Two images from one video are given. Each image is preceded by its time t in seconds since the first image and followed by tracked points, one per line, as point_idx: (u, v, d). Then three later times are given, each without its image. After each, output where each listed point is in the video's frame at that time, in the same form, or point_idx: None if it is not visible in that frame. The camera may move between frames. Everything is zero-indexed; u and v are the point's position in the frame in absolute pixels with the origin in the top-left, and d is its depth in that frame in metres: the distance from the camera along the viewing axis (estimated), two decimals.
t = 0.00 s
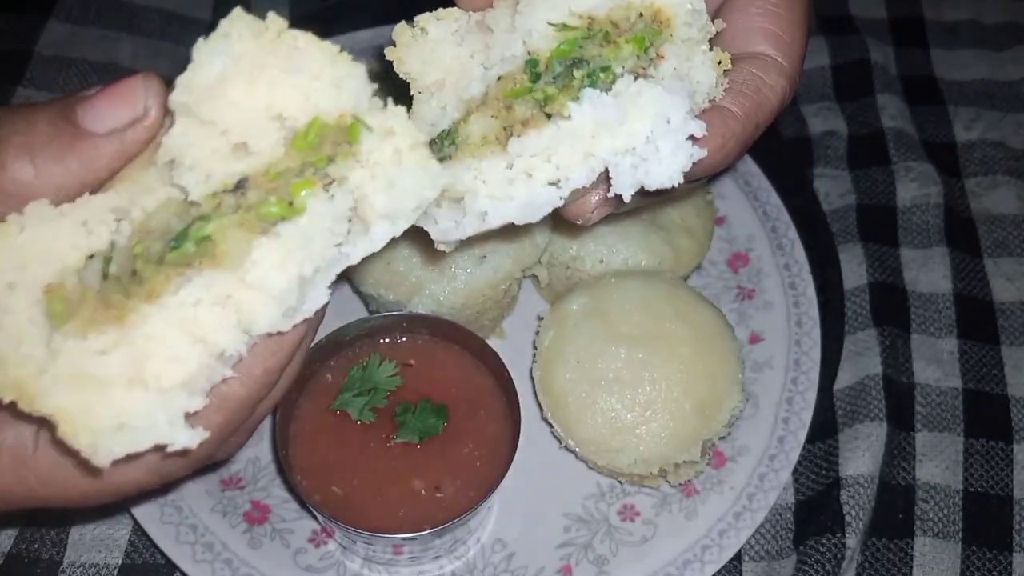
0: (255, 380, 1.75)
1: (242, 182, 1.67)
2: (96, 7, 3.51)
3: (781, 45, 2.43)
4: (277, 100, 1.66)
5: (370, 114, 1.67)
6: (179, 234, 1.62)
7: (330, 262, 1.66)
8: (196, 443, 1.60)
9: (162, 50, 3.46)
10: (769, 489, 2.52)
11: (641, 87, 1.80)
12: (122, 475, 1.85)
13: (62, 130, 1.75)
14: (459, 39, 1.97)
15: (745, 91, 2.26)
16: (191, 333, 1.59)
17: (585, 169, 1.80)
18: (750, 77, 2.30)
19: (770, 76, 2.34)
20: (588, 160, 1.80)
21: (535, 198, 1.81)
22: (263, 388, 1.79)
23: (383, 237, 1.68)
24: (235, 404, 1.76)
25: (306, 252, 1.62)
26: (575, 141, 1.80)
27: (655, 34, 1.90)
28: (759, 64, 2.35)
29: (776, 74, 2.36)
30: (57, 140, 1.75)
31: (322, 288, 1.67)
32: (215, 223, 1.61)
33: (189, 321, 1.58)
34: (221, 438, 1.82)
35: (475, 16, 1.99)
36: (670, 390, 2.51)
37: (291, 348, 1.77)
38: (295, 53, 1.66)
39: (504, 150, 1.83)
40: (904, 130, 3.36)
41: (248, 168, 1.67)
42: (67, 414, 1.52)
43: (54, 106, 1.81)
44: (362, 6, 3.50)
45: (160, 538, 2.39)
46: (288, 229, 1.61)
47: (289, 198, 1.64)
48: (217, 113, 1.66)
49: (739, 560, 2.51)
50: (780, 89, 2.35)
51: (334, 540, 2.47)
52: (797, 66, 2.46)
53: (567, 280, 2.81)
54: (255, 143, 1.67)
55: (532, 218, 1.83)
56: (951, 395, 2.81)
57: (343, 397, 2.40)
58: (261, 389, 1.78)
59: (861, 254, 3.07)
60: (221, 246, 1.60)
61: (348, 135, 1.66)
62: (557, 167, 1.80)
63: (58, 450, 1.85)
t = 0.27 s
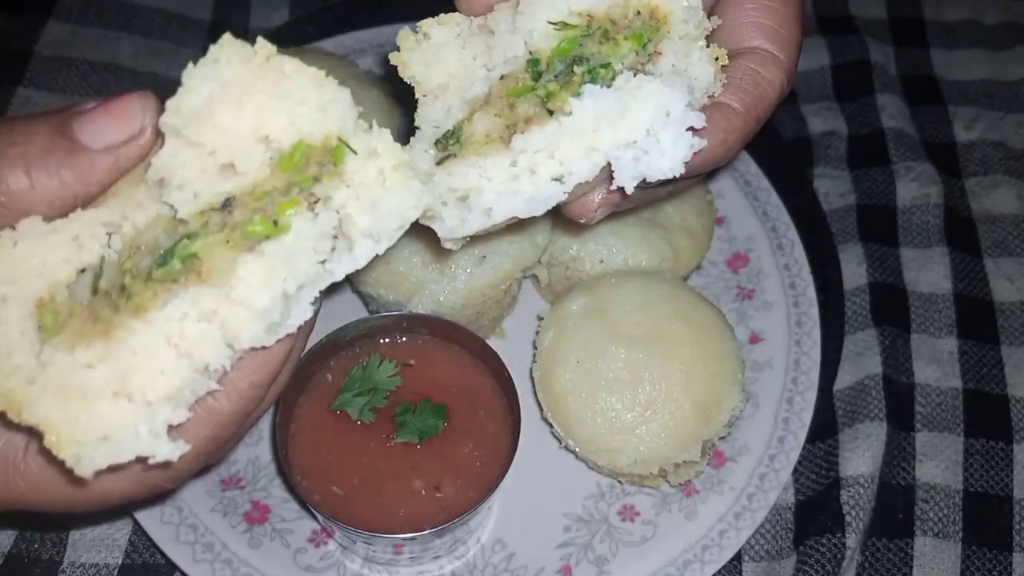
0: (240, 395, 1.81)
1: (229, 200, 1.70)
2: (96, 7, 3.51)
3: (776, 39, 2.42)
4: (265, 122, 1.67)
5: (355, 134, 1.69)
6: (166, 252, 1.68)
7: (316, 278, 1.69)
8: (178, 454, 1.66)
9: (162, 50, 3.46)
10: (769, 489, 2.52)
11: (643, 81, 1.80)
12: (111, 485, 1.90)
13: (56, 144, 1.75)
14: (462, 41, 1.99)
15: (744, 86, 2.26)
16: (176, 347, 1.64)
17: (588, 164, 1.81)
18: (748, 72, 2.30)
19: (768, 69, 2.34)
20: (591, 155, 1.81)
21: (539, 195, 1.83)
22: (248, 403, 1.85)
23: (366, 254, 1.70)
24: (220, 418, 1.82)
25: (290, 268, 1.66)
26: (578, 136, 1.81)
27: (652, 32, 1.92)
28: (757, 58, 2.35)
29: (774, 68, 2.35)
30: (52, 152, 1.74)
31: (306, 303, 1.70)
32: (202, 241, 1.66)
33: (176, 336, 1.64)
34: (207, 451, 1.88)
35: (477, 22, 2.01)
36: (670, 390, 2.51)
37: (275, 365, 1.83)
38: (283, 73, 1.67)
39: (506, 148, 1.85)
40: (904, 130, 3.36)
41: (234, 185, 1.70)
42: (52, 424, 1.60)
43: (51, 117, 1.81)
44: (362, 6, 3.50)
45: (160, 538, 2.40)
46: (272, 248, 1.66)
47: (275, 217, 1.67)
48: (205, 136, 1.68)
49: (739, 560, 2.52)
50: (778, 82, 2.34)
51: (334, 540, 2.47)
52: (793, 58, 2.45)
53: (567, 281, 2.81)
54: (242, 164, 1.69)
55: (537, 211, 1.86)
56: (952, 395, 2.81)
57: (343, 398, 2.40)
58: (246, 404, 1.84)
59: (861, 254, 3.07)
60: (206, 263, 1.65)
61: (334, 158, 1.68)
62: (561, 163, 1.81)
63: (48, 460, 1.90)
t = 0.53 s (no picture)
0: (239, 405, 1.97)
1: (221, 210, 1.81)
2: (95, 7, 3.51)
3: (786, 34, 2.47)
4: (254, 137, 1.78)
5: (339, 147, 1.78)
6: (162, 257, 1.79)
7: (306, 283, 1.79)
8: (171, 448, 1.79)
9: (162, 50, 3.46)
10: (769, 489, 2.53)
11: (656, 72, 1.85)
12: (109, 481, 2.01)
13: (62, 154, 1.79)
14: (473, 48, 2.04)
15: (757, 85, 2.33)
16: (172, 348, 1.75)
17: (603, 158, 1.87)
18: (759, 70, 2.37)
19: (779, 66, 2.41)
20: (605, 147, 1.87)
21: (556, 190, 1.89)
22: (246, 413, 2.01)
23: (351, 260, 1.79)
24: (219, 427, 1.99)
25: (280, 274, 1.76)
26: (591, 129, 1.86)
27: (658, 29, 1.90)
28: (767, 55, 2.41)
29: (785, 64, 2.42)
30: (58, 161, 1.78)
31: (295, 307, 1.81)
32: (195, 247, 1.77)
33: (171, 338, 1.75)
34: (203, 456, 2.03)
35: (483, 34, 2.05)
36: (669, 390, 2.51)
37: (274, 377, 1.98)
38: (270, 92, 1.77)
39: (522, 146, 1.89)
40: (904, 130, 3.36)
41: (225, 197, 1.81)
42: (57, 419, 1.71)
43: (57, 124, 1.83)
44: (362, 6, 3.50)
45: (160, 538, 2.40)
46: (260, 254, 1.75)
47: (263, 225, 1.76)
48: (196, 149, 1.79)
49: (740, 560, 2.52)
50: (790, 78, 2.41)
51: (334, 540, 2.47)
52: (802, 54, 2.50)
53: (567, 281, 2.81)
54: (232, 176, 1.80)
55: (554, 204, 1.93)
56: (951, 395, 2.81)
57: (343, 397, 2.40)
58: (245, 415, 2.00)
59: (861, 254, 3.07)
60: (199, 268, 1.75)
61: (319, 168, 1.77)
62: (576, 156, 1.87)
63: (52, 456, 1.98)
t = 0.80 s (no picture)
0: (204, 391, 2.19)
1: (179, 212, 2.10)
2: (95, 7, 3.51)
3: (793, 35, 2.46)
4: (208, 151, 2.07)
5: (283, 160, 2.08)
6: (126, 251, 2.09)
7: (251, 278, 2.10)
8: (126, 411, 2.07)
9: (162, 50, 3.47)
10: (769, 489, 2.53)
11: (665, 70, 1.86)
12: (86, 452, 2.21)
13: (57, 158, 2.11)
14: (478, 61, 2.00)
15: (769, 89, 2.32)
16: (135, 328, 2.04)
17: (617, 158, 1.88)
18: (770, 74, 2.37)
19: (791, 68, 2.40)
20: (618, 146, 1.88)
21: (574, 193, 1.90)
22: (216, 396, 2.23)
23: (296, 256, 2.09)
24: (188, 408, 2.20)
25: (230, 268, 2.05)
26: (603, 130, 1.87)
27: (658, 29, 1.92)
28: (778, 58, 2.41)
29: (796, 65, 2.41)
30: (54, 164, 2.10)
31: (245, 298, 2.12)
32: (154, 244, 2.08)
33: (133, 321, 2.04)
34: (169, 434, 2.25)
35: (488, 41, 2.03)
36: (669, 390, 2.51)
37: (239, 366, 2.20)
38: (222, 113, 2.06)
39: (536, 151, 1.90)
40: (904, 130, 3.35)
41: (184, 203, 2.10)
42: (35, 384, 2.00)
43: (57, 135, 2.19)
44: (362, 5, 3.50)
45: (159, 537, 2.41)
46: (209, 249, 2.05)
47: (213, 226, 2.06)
48: (160, 160, 2.08)
49: (739, 560, 2.51)
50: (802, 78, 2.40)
51: (334, 540, 2.47)
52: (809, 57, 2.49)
53: (567, 281, 2.80)
54: (187, 183, 2.08)
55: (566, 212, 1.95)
56: (952, 396, 2.81)
57: (343, 398, 2.40)
58: (212, 398, 2.22)
59: (861, 254, 3.07)
60: (155, 262, 2.06)
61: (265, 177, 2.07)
62: (587, 158, 1.88)
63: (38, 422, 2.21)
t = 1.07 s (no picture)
0: (192, 370, 2.22)
1: (169, 199, 2.14)
2: (96, 7, 3.51)
3: (786, 39, 2.45)
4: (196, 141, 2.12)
5: (272, 152, 2.13)
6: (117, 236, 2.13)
7: (240, 266, 2.14)
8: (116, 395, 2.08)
9: (162, 50, 3.47)
10: (769, 489, 2.53)
11: (660, 75, 1.88)
12: (78, 435, 2.24)
13: (52, 150, 2.17)
14: (473, 65, 1.98)
15: (765, 95, 2.31)
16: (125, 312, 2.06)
17: (612, 159, 1.89)
18: (767, 80, 2.35)
19: (785, 74, 2.38)
20: (613, 148, 1.89)
21: (567, 195, 1.89)
22: (203, 376, 2.26)
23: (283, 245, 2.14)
24: (177, 388, 2.23)
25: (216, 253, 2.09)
26: (597, 132, 1.89)
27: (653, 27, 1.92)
28: (772, 64, 2.39)
29: (789, 69, 2.40)
30: (50, 156, 2.17)
31: (232, 284, 2.15)
32: (143, 229, 2.11)
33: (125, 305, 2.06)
34: (159, 416, 2.28)
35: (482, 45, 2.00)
36: (670, 390, 2.51)
37: (226, 345, 2.23)
38: (212, 103, 2.11)
39: (531, 153, 1.90)
40: (904, 130, 3.35)
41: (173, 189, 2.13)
42: (30, 365, 2.04)
43: (52, 129, 2.26)
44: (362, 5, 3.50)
45: (158, 535, 2.41)
46: (198, 236, 2.08)
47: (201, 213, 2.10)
48: (151, 148, 2.11)
49: (740, 560, 2.51)
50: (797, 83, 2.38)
51: (334, 540, 2.47)
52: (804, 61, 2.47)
53: (567, 281, 2.81)
54: (177, 171, 2.13)
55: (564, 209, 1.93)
56: (952, 396, 2.81)
57: (343, 397, 2.40)
58: (201, 377, 2.26)
59: (861, 255, 3.07)
60: (145, 246, 2.09)
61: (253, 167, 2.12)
62: (583, 160, 1.89)
63: (30, 407, 2.23)
